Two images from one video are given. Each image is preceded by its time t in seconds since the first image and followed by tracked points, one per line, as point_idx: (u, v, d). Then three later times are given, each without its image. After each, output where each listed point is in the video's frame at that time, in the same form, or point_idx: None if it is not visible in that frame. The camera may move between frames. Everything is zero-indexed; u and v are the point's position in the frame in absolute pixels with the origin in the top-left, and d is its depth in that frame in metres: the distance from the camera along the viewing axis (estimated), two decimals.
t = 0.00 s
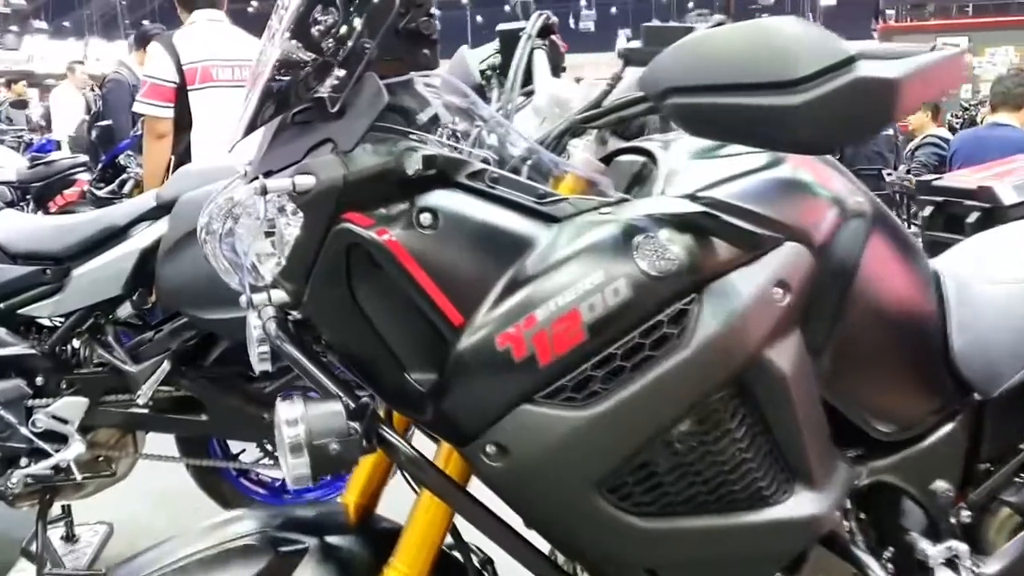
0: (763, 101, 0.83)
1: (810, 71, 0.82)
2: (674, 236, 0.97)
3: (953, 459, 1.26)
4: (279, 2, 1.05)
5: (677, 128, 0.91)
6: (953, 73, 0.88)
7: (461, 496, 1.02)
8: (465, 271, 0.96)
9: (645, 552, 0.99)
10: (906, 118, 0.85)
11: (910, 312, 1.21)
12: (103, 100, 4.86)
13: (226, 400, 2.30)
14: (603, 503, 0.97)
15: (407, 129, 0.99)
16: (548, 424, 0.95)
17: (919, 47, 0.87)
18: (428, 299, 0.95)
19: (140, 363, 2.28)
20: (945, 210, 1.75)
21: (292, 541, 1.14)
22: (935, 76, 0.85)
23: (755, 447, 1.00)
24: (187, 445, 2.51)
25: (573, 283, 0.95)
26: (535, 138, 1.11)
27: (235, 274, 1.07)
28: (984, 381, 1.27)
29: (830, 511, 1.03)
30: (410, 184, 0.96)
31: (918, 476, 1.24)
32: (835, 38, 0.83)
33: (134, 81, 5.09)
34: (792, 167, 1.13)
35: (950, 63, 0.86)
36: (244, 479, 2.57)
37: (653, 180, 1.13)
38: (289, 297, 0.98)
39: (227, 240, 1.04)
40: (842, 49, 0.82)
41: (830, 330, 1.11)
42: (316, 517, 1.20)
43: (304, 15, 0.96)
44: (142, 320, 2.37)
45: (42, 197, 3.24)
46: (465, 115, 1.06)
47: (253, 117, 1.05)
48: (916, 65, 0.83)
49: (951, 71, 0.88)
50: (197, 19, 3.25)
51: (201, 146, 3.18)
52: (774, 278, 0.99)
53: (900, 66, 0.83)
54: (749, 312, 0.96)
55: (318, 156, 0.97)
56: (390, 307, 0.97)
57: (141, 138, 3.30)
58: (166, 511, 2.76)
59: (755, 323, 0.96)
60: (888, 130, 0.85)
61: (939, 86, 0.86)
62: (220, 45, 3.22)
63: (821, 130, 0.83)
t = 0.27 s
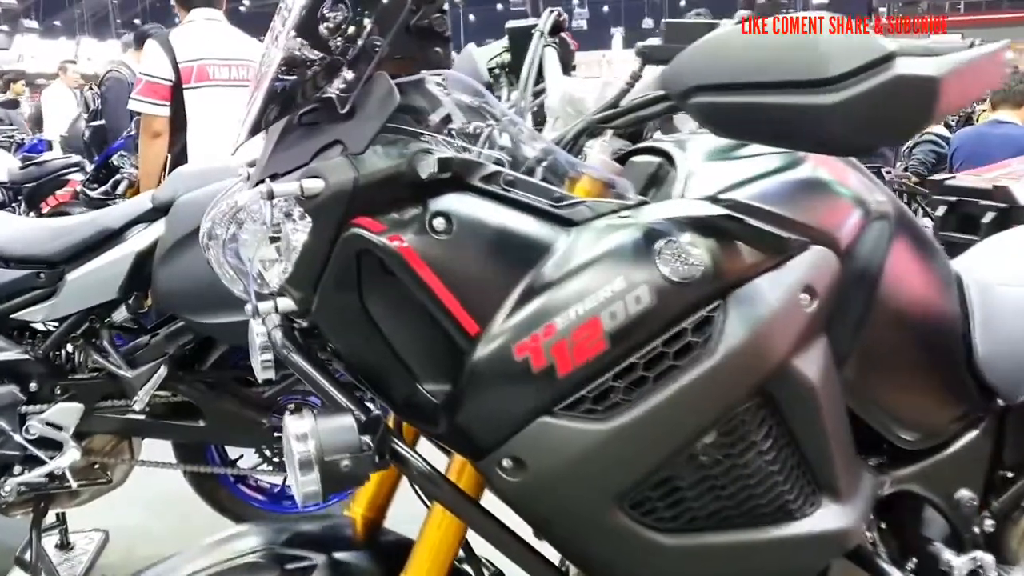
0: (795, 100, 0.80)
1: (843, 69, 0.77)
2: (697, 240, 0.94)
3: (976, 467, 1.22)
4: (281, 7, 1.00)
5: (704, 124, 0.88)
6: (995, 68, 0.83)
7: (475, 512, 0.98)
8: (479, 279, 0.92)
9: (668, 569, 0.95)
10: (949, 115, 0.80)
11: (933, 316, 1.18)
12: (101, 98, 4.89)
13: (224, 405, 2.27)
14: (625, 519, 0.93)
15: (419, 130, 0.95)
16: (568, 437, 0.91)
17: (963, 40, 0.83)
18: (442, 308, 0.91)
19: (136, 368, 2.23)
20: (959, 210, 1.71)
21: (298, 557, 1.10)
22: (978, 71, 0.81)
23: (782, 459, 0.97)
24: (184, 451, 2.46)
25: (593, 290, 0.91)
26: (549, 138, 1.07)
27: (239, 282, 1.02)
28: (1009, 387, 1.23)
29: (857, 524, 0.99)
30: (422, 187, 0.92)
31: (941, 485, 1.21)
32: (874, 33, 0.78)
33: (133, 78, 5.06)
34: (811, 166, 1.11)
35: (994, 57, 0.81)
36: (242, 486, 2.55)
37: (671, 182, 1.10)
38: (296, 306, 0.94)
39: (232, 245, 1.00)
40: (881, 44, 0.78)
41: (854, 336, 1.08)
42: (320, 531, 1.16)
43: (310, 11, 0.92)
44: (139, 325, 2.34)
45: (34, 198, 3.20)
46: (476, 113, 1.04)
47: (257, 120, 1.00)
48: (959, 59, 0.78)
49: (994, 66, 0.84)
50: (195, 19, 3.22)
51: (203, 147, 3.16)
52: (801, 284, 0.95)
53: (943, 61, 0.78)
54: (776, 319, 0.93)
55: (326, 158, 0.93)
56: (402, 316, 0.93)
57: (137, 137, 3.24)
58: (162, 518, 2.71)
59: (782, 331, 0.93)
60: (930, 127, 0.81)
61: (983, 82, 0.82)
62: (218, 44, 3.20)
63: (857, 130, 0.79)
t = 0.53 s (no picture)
0: (828, 99, 0.77)
1: (879, 67, 0.75)
2: (722, 244, 0.90)
3: (999, 475, 1.19)
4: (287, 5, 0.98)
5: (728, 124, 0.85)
6: None
7: (491, 525, 0.94)
8: (496, 285, 0.88)
9: None
10: (989, 114, 0.77)
11: (955, 320, 1.15)
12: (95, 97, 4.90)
13: (221, 410, 2.23)
14: (648, 534, 0.90)
15: (432, 130, 0.92)
16: (589, 449, 0.87)
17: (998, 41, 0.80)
18: (457, 315, 0.87)
19: (131, 373, 2.19)
20: (970, 210, 1.67)
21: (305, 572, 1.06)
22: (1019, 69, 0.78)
23: (809, 469, 0.94)
24: (180, 457, 2.42)
25: (614, 296, 0.88)
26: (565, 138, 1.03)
27: (244, 288, 0.99)
28: None
29: (884, 536, 0.96)
30: (435, 190, 0.89)
31: (964, 493, 1.18)
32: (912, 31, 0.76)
33: (129, 76, 5.01)
34: (831, 167, 1.08)
35: None
36: (239, 491, 2.51)
37: (689, 182, 1.06)
38: (306, 313, 0.90)
39: (236, 250, 0.96)
40: (920, 42, 0.75)
41: (879, 343, 1.05)
42: (327, 544, 1.12)
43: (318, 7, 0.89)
44: (132, 328, 2.29)
45: (26, 199, 3.16)
46: (488, 112, 1.00)
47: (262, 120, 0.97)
48: (999, 57, 0.76)
49: None
50: (195, 18, 3.19)
51: (203, 146, 3.13)
52: (828, 288, 0.92)
53: (983, 59, 0.76)
54: (804, 325, 0.90)
55: (336, 160, 0.89)
56: (415, 323, 0.90)
57: (135, 135, 3.20)
58: (157, 524, 2.67)
59: (810, 338, 0.90)
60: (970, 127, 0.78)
61: None
62: (217, 42, 3.16)
63: (894, 130, 0.76)
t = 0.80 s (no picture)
0: (858, 97, 0.76)
1: (915, 64, 0.74)
2: (742, 247, 0.88)
3: (1018, 480, 1.18)
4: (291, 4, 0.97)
5: (747, 121, 0.84)
6: None
7: (503, 533, 0.92)
8: (512, 289, 0.86)
9: None
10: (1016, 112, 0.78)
11: (973, 322, 1.14)
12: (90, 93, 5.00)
13: (220, 412, 2.20)
14: (667, 544, 0.88)
15: (445, 131, 0.89)
16: (608, 457, 0.85)
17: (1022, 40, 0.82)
18: (471, 319, 0.85)
19: (130, 374, 2.17)
20: (981, 210, 1.65)
21: None
22: None
23: (831, 476, 0.92)
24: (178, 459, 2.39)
25: (632, 300, 0.86)
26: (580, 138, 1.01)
27: (253, 291, 0.96)
28: None
29: (906, 544, 0.95)
30: (449, 191, 0.87)
31: (982, 499, 1.16)
32: (945, 26, 0.75)
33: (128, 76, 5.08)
34: (847, 166, 1.06)
35: None
36: (238, 494, 2.48)
37: (705, 182, 1.04)
38: (316, 317, 0.88)
39: (243, 252, 0.93)
40: (956, 38, 0.74)
41: (898, 347, 1.03)
42: (333, 553, 1.09)
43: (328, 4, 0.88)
44: (131, 329, 2.27)
45: (19, 198, 3.13)
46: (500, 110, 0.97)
47: (272, 118, 0.99)
48: None
49: None
50: (199, 16, 3.15)
51: (203, 146, 3.12)
52: (851, 291, 0.91)
53: (1013, 57, 0.76)
54: (826, 330, 0.88)
55: (347, 160, 0.87)
56: (428, 328, 0.87)
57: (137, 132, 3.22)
58: (154, 528, 2.64)
59: (833, 343, 0.88)
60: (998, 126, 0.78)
61: None
62: (218, 41, 3.13)
63: (926, 127, 0.76)
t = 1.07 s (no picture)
0: (885, 94, 0.74)
1: (944, 60, 0.73)
2: (759, 248, 0.86)
3: None
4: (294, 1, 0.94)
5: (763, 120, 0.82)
6: None
7: (513, 540, 0.88)
8: (523, 290, 0.84)
9: None
10: None
11: (988, 324, 1.12)
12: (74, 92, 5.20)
13: (215, 414, 2.17)
14: (684, 552, 0.86)
15: (454, 129, 0.87)
16: (624, 463, 0.83)
17: None
18: (482, 321, 0.83)
19: (124, 376, 2.14)
20: (987, 208, 1.65)
21: None
22: None
23: (849, 481, 0.91)
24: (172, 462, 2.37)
25: (648, 301, 0.84)
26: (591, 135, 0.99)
27: (256, 291, 0.93)
28: None
29: (923, 550, 0.94)
30: (459, 189, 0.84)
31: (996, 503, 1.14)
32: (972, 21, 0.74)
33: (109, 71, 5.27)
34: (862, 164, 1.04)
35: None
36: (233, 497, 2.45)
37: (717, 181, 1.02)
38: (323, 319, 0.86)
39: (246, 253, 0.90)
40: (986, 33, 0.73)
41: (913, 349, 1.02)
42: (335, 561, 1.07)
43: None
44: (125, 330, 2.21)
45: (8, 198, 3.14)
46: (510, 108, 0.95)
47: (275, 116, 0.95)
48: None
49: None
50: (202, 14, 3.29)
51: (206, 142, 3.26)
52: (870, 293, 0.90)
53: None
54: (845, 332, 0.87)
55: (354, 158, 0.85)
56: (436, 330, 0.85)
57: (137, 126, 3.33)
58: (147, 531, 2.62)
59: (851, 346, 0.87)
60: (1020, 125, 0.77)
61: None
62: (220, 39, 3.28)
63: (953, 125, 0.75)
